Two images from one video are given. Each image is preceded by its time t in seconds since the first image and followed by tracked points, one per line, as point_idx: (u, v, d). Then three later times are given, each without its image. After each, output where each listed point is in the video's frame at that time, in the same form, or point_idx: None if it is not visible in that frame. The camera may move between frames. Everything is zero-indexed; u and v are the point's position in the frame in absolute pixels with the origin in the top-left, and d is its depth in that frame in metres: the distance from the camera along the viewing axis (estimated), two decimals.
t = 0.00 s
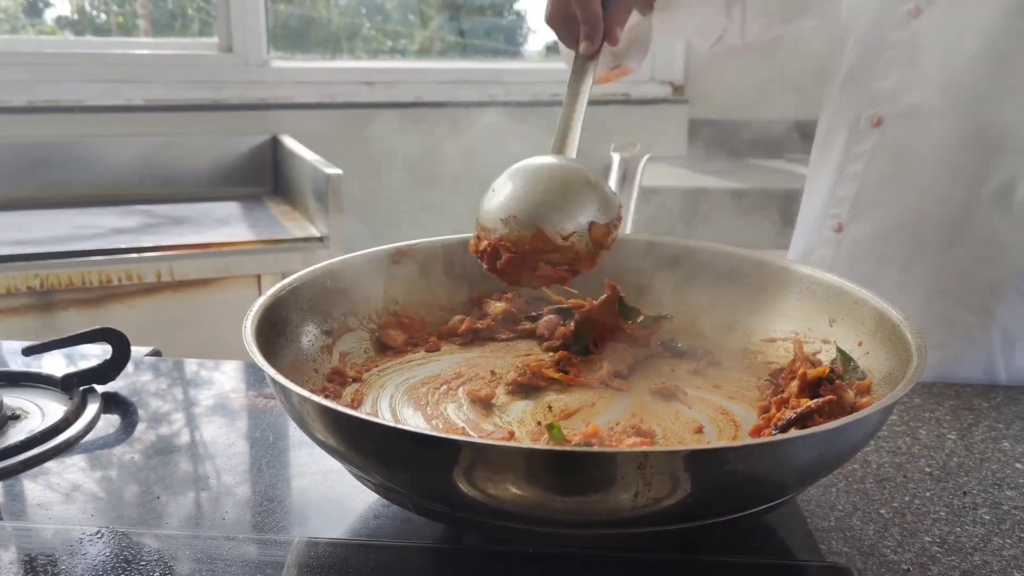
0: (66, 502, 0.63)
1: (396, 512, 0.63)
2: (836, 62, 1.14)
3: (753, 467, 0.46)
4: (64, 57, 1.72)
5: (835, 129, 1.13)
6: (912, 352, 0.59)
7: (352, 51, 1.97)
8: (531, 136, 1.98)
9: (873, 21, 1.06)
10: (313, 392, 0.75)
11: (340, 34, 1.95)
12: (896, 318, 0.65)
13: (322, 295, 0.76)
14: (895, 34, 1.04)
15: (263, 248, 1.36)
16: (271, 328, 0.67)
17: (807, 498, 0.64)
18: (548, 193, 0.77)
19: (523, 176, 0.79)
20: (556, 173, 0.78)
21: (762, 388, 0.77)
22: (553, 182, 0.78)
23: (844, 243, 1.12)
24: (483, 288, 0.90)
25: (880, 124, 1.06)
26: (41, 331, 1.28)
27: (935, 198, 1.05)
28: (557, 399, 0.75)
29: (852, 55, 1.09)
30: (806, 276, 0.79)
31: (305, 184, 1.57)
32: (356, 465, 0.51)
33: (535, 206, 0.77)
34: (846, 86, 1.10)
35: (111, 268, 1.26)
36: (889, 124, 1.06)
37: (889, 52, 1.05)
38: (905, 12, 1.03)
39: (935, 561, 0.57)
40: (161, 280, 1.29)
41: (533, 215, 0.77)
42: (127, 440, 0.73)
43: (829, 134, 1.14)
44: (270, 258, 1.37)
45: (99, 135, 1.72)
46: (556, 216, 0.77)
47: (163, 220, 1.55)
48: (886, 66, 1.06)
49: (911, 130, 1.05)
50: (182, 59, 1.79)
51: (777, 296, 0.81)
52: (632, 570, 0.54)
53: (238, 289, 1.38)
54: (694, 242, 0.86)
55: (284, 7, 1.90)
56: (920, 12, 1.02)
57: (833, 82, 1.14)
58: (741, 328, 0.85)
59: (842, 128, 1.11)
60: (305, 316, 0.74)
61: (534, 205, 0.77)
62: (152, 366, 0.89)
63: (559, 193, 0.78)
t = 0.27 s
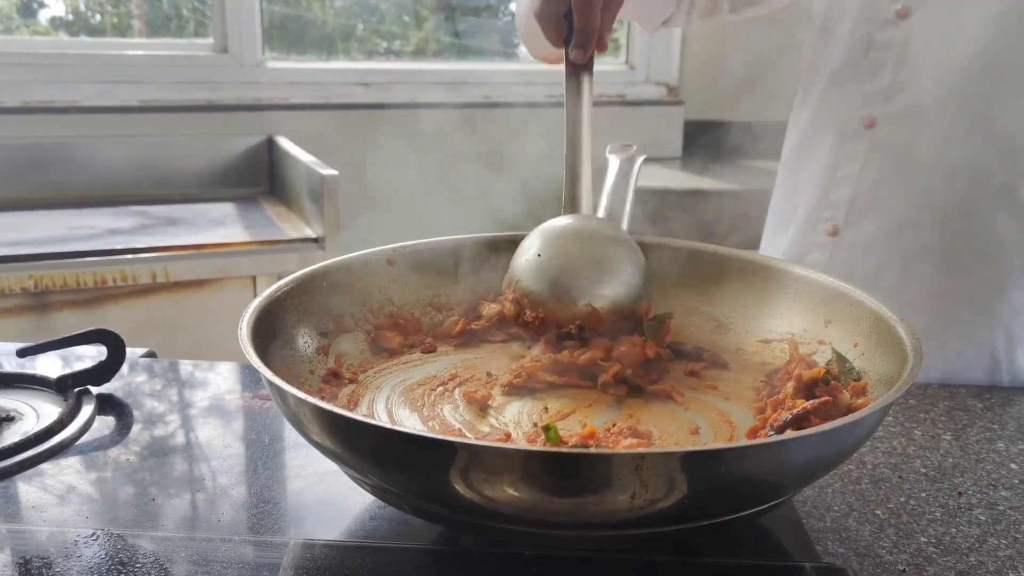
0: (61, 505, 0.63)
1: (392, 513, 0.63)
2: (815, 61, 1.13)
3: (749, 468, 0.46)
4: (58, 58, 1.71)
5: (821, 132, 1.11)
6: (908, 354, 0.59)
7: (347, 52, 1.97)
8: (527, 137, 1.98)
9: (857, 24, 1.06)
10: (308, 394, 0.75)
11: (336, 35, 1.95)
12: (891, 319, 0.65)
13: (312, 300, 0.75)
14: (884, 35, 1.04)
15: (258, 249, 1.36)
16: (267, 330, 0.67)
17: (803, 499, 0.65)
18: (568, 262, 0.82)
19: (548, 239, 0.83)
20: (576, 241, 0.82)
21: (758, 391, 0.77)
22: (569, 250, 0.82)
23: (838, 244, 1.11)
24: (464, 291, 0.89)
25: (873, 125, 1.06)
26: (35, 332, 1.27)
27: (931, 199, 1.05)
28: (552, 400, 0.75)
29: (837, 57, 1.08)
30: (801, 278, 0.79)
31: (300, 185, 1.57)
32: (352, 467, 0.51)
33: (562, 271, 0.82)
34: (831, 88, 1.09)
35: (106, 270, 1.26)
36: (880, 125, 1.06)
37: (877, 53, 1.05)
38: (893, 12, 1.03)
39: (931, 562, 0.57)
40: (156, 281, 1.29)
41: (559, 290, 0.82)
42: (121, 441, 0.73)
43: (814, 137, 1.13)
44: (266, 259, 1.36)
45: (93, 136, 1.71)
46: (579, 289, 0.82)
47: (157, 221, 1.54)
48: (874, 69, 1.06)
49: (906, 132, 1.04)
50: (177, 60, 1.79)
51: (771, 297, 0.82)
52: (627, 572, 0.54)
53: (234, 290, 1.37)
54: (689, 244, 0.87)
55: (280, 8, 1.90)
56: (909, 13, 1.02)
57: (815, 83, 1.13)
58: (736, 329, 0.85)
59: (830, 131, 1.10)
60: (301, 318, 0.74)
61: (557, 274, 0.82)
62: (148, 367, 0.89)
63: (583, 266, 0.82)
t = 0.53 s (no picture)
0: (52, 504, 0.63)
1: (382, 512, 0.63)
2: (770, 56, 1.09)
3: (736, 464, 0.46)
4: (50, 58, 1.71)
5: (782, 132, 1.08)
6: (895, 351, 0.60)
7: (341, 52, 1.97)
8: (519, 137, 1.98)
9: (813, 25, 1.02)
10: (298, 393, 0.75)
11: (329, 35, 1.95)
12: (879, 317, 0.65)
13: (301, 299, 0.75)
14: (837, 36, 1.01)
15: (250, 249, 1.36)
16: (256, 329, 0.67)
17: (791, 496, 0.65)
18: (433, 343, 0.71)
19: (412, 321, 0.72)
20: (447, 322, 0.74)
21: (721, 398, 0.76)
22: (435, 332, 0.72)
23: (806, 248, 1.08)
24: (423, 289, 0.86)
25: (835, 124, 1.02)
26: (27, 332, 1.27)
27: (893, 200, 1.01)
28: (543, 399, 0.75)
29: (795, 55, 1.05)
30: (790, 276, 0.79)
31: (292, 184, 1.57)
32: (342, 465, 0.51)
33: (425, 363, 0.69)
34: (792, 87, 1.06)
35: (98, 269, 1.26)
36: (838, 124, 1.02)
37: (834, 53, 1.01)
38: (847, 15, 0.99)
39: (918, 559, 0.57)
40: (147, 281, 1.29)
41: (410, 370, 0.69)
42: (112, 441, 0.73)
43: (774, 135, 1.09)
44: (258, 259, 1.36)
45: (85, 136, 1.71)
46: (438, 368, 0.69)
47: (149, 221, 1.54)
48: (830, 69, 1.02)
49: (866, 129, 1.00)
50: (169, 60, 1.79)
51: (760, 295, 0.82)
52: (615, 569, 0.54)
53: (226, 290, 1.37)
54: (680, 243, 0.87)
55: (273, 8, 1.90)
56: (861, 15, 0.98)
57: (774, 76, 1.09)
58: (726, 327, 0.85)
59: (791, 129, 1.07)
60: (291, 316, 0.74)
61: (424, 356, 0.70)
62: (139, 367, 0.89)
63: (435, 348, 0.70)
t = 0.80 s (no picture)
0: (47, 506, 0.62)
1: (378, 512, 0.63)
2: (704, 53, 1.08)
3: (730, 464, 0.46)
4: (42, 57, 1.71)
5: (722, 128, 1.06)
6: (889, 350, 0.60)
7: (334, 52, 1.97)
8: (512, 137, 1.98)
9: (747, 25, 1.02)
10: (294, 393, 0.75)
11: (322, 34, 1.95)
12: (873, 317, 0.66)
13: (297, 300, 0.75)
14: (773, 33, 1.00)
15: (245, 249, 1.35)
16: (253, 329, 0.67)
17: (786, 495, 0.65)
18: (684, 323, 0.73)
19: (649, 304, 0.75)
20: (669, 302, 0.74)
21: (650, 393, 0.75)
22: (678, 311, 0.73)
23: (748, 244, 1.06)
24: (389, 298, 0.84)
25: (776, 119, 1.01)
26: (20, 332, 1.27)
27: (834, 198, 1.00)
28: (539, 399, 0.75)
29: (729, 53, 1.04)
30: (785, 276, 0.80)
31: (286, 184, 1.57)
32: (339, 465, 0.51)
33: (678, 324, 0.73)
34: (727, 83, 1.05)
35: (91, 270, 1.25)
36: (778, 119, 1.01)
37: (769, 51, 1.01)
38: (781, 13, 0.99)
39: (912, 557, 0.57)
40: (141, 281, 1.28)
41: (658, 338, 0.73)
42: (107, 441, 0.73)
43: (715, 133, 1.07)
44: (252, 258, 1.36)
45: (78, 136, 1.70)
46: (708, 343, 0.71)
47: (143, 221, 1.53)
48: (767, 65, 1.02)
49: (806, 126, 1.00)
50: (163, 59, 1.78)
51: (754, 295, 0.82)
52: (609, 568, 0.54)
53: (220, 291, 1.37)
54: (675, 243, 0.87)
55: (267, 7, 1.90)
56: (796, 13, 0.98)
57: (708, 70, 1.08)
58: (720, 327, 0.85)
59: (730, 126, 1.06)
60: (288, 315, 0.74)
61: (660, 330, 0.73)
62: (134, 367, 0.88)
63: (683, 329, 0.72)
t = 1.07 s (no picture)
0: (39, 506, 0.62)
1: (372, 510, 0.63)
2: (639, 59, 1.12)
3: (724, 460, 0.46)
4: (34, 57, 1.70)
5: (659, 128, 1.11)
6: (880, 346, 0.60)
7: (327, 51, 1.96)
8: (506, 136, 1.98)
9: (677, 25, 1.07)
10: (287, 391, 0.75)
11: (316, 33, 1.94)
12: (864, 314, 0.66)
13: (289, 299, 0.75)
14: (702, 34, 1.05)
15: (238, 249, 1.35)
16: (245, 327, 0.67)
17: (779, 491, 0.65)
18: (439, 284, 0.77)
19: (413, 272, 0.79)
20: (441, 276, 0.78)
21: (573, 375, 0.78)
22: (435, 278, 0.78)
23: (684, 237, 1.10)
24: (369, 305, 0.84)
25: (707, 116, 1.07)
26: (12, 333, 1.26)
27: (765, 189, 1.06)
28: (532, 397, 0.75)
29: (663, 55, 1.08)
30: (777, 273, 0.80)
31: (279, 183, 1.56)
32: (332, 463, 0.51)
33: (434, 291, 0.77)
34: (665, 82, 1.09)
35: (84, 270, 1.25)
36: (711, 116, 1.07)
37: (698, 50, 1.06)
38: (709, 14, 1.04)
39: (904, 552, 0.57)
40: (134, 281, 1.28)
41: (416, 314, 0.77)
42: (100, 441, 0.73)
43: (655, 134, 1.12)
44: (245, 258, 1.36)
45: (70, 136, 1.70)
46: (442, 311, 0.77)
47: (136, 221, 1.53)
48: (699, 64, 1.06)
49: (736, 122, 1.06)
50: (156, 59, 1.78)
51: (746, 292, 0.83)
52: (603, 565, 0.54)
53: (213, 291, 1.36)
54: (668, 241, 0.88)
55: (259, 7, 1.89)
56: (723, 13, 1.03)
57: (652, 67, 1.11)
58: (713, 325, 0.85)
59: (667, 124, 1.11)
60: (280, 314, 0.74)
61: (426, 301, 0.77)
62: (127, 368, 0.88)
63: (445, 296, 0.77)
